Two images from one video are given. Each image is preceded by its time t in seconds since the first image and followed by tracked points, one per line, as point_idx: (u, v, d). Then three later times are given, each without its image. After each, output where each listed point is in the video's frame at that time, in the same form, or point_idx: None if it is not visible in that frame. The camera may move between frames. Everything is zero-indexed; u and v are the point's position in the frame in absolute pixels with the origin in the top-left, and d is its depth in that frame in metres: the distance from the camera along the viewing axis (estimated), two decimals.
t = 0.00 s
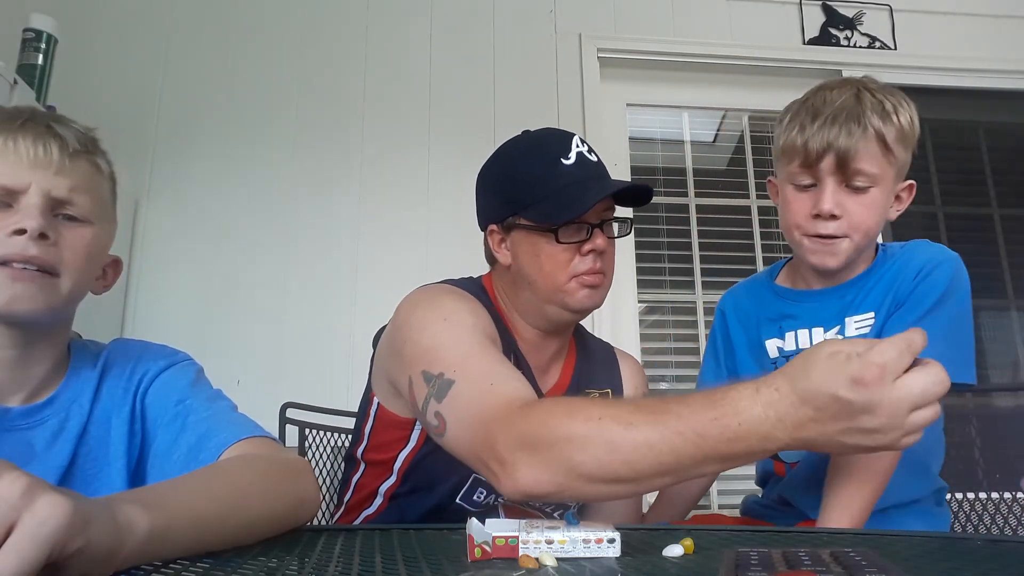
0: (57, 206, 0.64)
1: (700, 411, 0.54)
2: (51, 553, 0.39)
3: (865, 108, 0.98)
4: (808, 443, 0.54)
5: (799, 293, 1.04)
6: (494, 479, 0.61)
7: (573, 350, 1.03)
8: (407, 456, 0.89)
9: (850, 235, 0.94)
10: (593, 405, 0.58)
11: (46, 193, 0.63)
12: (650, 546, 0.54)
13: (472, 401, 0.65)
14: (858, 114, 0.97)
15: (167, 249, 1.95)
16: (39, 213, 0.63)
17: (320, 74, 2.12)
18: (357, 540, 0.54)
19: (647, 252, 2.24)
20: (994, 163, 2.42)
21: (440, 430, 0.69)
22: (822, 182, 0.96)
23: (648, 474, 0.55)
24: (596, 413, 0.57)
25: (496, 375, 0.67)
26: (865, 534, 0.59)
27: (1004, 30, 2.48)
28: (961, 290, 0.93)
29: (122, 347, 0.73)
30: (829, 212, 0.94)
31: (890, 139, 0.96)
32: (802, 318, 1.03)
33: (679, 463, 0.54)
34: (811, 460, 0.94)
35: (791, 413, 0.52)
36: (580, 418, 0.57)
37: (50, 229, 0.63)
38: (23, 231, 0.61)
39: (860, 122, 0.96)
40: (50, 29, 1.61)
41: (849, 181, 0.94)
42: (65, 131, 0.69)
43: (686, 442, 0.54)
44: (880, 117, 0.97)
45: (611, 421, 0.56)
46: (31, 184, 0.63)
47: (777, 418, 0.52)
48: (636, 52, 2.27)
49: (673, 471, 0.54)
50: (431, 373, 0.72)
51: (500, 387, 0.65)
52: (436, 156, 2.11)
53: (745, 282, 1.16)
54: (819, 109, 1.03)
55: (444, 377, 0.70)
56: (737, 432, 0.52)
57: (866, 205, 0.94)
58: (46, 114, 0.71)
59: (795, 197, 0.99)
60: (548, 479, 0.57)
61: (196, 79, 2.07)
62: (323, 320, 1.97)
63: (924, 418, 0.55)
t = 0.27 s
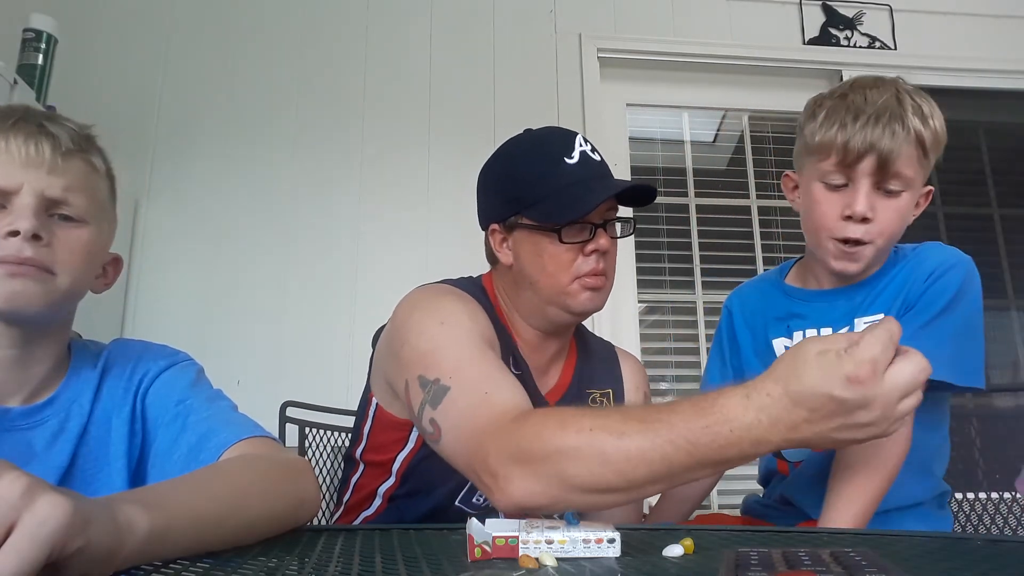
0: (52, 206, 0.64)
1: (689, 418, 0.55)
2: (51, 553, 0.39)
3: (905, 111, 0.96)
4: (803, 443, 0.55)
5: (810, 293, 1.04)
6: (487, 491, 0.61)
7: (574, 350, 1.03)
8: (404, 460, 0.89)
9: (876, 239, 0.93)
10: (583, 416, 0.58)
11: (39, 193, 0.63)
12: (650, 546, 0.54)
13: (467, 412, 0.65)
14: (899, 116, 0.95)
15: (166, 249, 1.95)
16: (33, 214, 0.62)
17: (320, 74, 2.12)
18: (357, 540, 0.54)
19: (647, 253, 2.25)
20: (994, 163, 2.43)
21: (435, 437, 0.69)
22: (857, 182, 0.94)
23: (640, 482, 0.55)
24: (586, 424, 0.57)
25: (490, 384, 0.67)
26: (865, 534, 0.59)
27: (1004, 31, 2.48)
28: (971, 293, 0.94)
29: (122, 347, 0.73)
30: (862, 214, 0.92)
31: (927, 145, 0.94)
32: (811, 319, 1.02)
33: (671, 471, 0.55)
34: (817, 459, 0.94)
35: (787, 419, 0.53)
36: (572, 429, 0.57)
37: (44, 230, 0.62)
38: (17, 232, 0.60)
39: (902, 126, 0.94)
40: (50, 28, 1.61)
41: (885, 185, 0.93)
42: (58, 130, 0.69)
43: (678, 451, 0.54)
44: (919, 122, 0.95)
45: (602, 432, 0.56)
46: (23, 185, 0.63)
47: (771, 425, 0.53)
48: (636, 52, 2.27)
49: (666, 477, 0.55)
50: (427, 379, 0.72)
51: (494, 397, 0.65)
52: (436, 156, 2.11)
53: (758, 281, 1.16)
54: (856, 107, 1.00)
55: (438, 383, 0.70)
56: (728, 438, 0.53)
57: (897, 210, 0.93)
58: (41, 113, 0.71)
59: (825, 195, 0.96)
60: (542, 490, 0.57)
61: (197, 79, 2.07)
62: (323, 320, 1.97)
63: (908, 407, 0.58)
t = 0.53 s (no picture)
0: (49, 206, 0.63)
1: (667, 427, 0.55)
2: (51, 553, 0.39)
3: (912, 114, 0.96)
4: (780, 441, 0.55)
5: (813, 296, 1.04)
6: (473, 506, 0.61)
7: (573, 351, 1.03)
8: (401, 461, 0.89)
9: (877, 241, 0.94)
10: (562, 429, 0.58)
11: (36, 193, 0.63)
12: (650, 547, 0.54)
13: (456, 428, 0.66)
14: (906, 120, 0.95)
15: (166, 249, 1.95)
16: (29, 215, 0.62)
17: (320, 74, 2.12)
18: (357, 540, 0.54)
19: (647, 253, 2.25)
20: (994, 163, 2.43)
21: (425, 447, 0.69)
22: (861, 185, 0.94)
23: (623, 491, 0.55)
24: (566, 438, 0.57)
25: (477, 395, 0.67)
26: (865, 535, 0.59)
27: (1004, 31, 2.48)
28: (972, 296, 0.94)
29: (122, 347, 0.73)
30: (865, 217, 0.92)
31: (932, 150, 0.94)
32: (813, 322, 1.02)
33: (653, 479, 0.55)
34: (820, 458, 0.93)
35: (764, 418, 0.54)
36: (552, 444, 0.57)
37: (40, 231, 0.62)
38: (11, 235, 0.59)
39: (908, 130, 0.93)
40: (50, 28, 1.61)
41: (889, 188, 0.92)
42: (55, 129, 0.68)
43: (657, 460, 0.55)
44: (924, 126, 0.95)
45: (581, 444, 0.57)
46: (20, 185, 0.62)
47: (746, 429, 0.54)
48: (636, 52, 2.27)
49: (648, 485, 0.56)
50: (418, 387, 0.72)
51: (481, 409, 0.66)
52: (436, 156, 2.11)
53: (756, 284, 1.16)
54: (863, 110, 1.00)
55: (429, 392, 0.70)
56: (706, 445, 0.54)
57: (899, 213, 0.93)
58: (38, 113, 0.71)
59: (828, 196, 0.96)
60: (526, 505, 0.57)
61: (197, 80, 2.07)
62: (322, 320, 1.97)
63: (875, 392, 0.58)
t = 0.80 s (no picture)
0: (47, 209, 0.63)
1: (634, 430, 0.56)
2: (51, 553, 0.39)
3: (893, 115, 0.96)
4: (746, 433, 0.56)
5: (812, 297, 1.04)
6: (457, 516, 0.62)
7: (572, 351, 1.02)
8: (396, 463, 0.88)
9: (860, 240, 0.94)
10: (534, 436, 0.59)
11: (34, 196, 0.63)
12: (650, 546, 0.54)
13: (440, 432, 0.66)
14: (888, 120, 0.95)
15: (166, 249, 1.95)
16: (27, 218, 0.62)
17: (320, 74, 2.12)
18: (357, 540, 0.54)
19: (647, 253, 2.25)
20: (994, 163, 2.43)
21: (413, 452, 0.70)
22: (841, 186, 0.95)
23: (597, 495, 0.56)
24: (538, 446, 0.58)
25: (457, 401, 0.68)
26: (866, 535, 0.59)
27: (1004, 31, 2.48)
28: (969, 294, 0.94)
29: (122, 347, 0.73)
30: (844, 216, 0.93)
31: (914, 149, 0.94)
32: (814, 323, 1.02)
33: (626, 480, 0.56)
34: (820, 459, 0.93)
35: (724, 413, 0.54)
36: (524, 452, 0.58)
37: (37, 235, 0.62)
38: (9, 238, 0.59)
39: (887, 130, 0.94)
40: (50, 28, 1.61)
41: (868, 187, 0.93)
42: (54, 130, 0.68)
43: (628, 463, 0.55)
44: (907, 126, 0.95)
45: (553, 451, 0.57)
46: (17, 188, 0.62)
47: (707, 428, 0.54)
48: (636, 52, 2.27)
49: (622, 486, 0.56)
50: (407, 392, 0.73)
51: (463, 416, 0.66)
52: (436, 156, 2.11)
53: (756, 285, 1.16)
54: (846, 112, 1.01)
55: (417, 398, 0.71)
56: (674, 445, 0.55)
57: (882, 212, 0.93)
58: (37, 113, 0.71)
59: (811, 197, 0.97)
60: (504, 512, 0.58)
61: (197, 80, 2.07)
62: (322, 320, 1.97)
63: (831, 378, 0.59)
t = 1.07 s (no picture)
0: (46, 210, 0.63)
1: (561, 451, 0.58)
2: (51, 553, 0.39)
3: (870, 114, 0.98)
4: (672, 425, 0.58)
5: (808, 297, 1.04)
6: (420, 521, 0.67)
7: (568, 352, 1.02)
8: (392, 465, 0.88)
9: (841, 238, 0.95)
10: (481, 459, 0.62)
11: (33, 198, 0.63)
12: (650, 546, 0.54)
13: (415, 453, 0.70)
14: (864, 119, 0.97)
15: (166, 249, 1.95)
16: (26, 220, 0.62)
17: (320, 74, 2.12)
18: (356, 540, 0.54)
19: (648, 253, 2.24)
20: (994, 163, 2.42)
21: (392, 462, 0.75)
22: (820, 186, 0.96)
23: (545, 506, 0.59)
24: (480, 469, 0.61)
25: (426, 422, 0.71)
26: (866, 535, 0.59)
27: (1004, 30, 2.47)
28: (963, 293, 0.94)
29: (122, 347, 0.73)
30: (823, 216, 0.94)
31: (892, 147, 0.95)
32: (808, 324, 1.02)
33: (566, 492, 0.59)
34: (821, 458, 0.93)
35: (640, 415, 0.56)
36: (468, 477, 0.61)
37: (37, 236, 0.62)
38: (7, 240, 0.59)
39: (863, 129, 0.95)
40: (50, 28, 1.61)
41: (846, 187, 0.94)
42: (53, 132, 0.68)
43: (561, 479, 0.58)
44: (884, 124, 0.96)
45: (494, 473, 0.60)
46: (17, 189, 0.62)
47: (629, 433, 0.56)
48: (635, 52, 2.28)
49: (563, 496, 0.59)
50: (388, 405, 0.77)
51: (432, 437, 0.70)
52: (436, 156, 2.11)
53: (752, 286, 1.16)
54: (825, 113, 1.02)
55: (398, 414, 0.74)
56: (599, 457, 0.57)
57: (862, 211, 0.94)
58: (38, 113, 0.71)
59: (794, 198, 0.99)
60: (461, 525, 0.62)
61: (197, 80, 2.07)
62: (322, 320, 1.97)
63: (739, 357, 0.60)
